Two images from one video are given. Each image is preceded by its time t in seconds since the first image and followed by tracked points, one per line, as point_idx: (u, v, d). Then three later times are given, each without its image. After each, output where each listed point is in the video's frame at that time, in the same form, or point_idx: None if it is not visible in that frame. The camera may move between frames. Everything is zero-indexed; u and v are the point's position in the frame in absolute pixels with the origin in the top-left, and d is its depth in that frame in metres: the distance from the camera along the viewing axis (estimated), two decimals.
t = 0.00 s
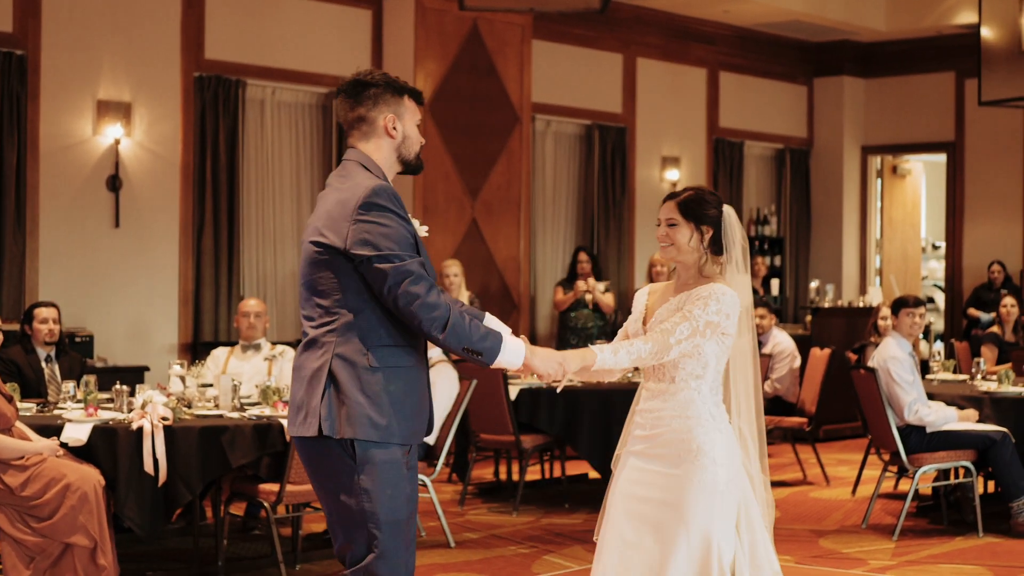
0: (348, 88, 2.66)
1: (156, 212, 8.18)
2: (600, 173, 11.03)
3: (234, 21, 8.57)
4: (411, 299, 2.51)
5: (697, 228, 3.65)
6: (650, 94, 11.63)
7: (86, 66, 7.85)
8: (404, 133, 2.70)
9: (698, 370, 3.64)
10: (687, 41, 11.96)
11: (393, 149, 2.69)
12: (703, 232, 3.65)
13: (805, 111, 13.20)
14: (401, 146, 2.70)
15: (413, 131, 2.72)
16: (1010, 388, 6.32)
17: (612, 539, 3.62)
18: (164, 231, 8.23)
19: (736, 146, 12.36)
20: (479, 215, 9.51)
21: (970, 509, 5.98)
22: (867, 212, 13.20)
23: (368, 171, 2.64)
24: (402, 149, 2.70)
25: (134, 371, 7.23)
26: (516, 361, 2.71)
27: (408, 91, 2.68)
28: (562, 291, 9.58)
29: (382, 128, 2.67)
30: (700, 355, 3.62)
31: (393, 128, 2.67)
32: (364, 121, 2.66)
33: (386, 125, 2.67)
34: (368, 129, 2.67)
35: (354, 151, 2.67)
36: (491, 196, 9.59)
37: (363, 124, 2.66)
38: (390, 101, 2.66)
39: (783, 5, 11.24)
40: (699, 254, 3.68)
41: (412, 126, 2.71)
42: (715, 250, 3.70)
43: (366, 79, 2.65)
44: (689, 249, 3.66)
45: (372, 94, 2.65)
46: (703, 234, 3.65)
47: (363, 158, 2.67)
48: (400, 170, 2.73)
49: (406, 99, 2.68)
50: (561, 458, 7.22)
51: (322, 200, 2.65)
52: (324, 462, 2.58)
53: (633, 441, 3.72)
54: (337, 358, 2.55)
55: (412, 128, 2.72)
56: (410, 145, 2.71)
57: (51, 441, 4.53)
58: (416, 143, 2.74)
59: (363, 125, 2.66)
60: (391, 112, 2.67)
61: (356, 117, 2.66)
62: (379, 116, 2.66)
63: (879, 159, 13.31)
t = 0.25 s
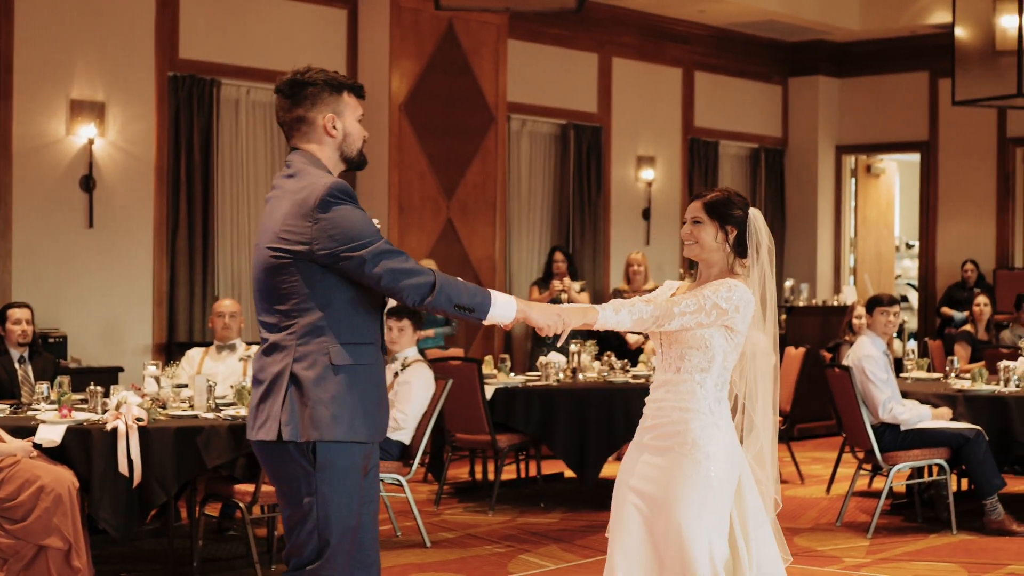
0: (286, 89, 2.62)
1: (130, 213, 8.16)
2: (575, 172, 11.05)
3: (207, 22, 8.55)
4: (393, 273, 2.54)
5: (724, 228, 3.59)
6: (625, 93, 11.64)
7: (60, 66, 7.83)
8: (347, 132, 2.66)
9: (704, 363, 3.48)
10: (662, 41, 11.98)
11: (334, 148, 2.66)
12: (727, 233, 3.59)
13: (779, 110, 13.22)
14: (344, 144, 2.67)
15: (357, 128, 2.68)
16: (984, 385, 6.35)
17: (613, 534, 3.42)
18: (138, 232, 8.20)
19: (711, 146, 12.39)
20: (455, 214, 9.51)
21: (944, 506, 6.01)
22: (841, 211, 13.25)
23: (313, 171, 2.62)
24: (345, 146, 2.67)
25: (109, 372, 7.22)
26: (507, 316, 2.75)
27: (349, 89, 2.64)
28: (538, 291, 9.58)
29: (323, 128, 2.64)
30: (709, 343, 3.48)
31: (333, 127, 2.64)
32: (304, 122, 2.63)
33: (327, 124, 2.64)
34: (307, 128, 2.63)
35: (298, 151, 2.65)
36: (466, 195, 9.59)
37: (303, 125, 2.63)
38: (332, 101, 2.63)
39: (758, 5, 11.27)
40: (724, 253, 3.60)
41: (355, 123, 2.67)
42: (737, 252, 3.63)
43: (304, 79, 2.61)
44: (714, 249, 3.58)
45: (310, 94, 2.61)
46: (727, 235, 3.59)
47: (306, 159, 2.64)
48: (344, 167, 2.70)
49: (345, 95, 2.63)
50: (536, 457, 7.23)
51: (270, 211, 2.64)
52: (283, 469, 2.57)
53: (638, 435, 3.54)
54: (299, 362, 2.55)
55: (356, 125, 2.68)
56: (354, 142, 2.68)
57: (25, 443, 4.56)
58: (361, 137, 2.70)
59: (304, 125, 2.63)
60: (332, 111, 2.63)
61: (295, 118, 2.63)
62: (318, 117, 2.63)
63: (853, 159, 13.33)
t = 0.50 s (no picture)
0: (235, 88, 2.54)
1: (86, 209, 8.10)
2: (533, 169, 11.04)
3: (164, 17, 8.51)
4: (355, 266, 2.46)
5: (685, 235, 3.60)
6: (583, 90, 11.64)
7: (16, 60, 7.77)
8: (302, 129, 2.58)
9: (648, 364, 3.46)
10: (620, 37, 11.99)
11: (289, 146, 2.58)
12: (688, 239, 3.61)
13: (736, 107, 13.26)
14: (299, 142, 2.59)
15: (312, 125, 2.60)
16: (941, 381, 6.39)
17: (548, 541, 3.38)
18: (94, 228, 8.15)
19: (668, 142, 12.40)
20: (412, 210, 9.48)
21: (901, 501, 6.04)
22: (798, 207, 13.29)
23: (268, 170, 2.53)
24: (301, 145, 2.59)
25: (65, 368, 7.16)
26: (471, 310, 2.71)
27: (302, 87, 2.56)
28: (496, 287, 9.57)
29: (277, 127, 2.56)
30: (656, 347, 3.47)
31: (287, 126, 2.56)
32: (256, 122, 2.54)
33: (281, 123, 2.56)
34: (260, 128, 2.55)
35: (251, 151, 2.57)
36: (424, 191, 9.56)
37: (255, 125, 2.55)
38: (285, 99, 2.54)
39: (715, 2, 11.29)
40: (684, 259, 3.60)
41: (309, 120, 2.59)
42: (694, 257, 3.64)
43: (254, 77, 2.52)
44: (674, 253, 3.58)
45: (262, 94, 2.53)
46: (688, 241, 3.61)
47: (260, 157, 2.56)
48: (299, 165, 2.62)
49: (296, 92, 2.55)
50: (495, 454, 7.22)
51: (222, 212, 2.55)
52: (226, 470, 2.46)
53: (573, 439, 3.49)
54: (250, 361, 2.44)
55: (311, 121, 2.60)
56: (309, 139, 2.60)
57: None
58: (316, 135, 2.62)
59: (256, 125, 2.55)
60: (286, 110, 2.55)
61: (248, 117, 2.55)
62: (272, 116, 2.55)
63: (809, 155, 13.39)
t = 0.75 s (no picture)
0: (234, 84, 2.41)
1: (63, 210, 8.07)
2: (510, 169, 11.05)
3: (139, 17, 8.47)
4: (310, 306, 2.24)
5: (596, 230, 3.53)
6: (558, 90, 11.65)
7: None
8: (298, 131, 2.47)
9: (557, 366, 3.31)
10: (595, 37, 12.01)
11: (284, 150, 2.46)
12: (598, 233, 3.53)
13: (711, 108, 13.28)
14: (294, 145, 2.47)
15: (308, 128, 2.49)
16: (919, 380, 6.41)
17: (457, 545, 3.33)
18: (71, 230, 8.12)
19: (644, 142, 12.43)
20: (389, 210, 9.47)
21: (880, 501, 6.06)
22: (774, 207, 13.33)
23: (268, 174, 2.39)
24: (296, 149, 2.48)
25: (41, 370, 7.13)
26: (428, 366, 2.45)
27: (300, 88, 2.45)
28: (473, 287, 9.57)
29: (273, 128, 2.43)
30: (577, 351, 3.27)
31: (284, 129, 2.44)
32: (253, 122, 2.42)
33: (278, 125, 2.44)
34: (256, 130, 2.43)
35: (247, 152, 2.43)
36: (401, 192, 9.55)
37: (251, 125, 2.42)
38: (283, 100, 2.43)
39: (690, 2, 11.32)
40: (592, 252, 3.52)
41: (304, 124, 2.48)
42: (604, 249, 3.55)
43: (253, 77, 2.40)
44: (584, 247, 3.50)
45: (263, 95, 2.41)
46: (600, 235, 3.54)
47: (255, 159, 2.43)
48: (291, 167, 2.51)
49: (295, 94, 2.44)
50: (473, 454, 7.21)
51: (211, 211, 2.37)
52: (205, 483, 2.32)
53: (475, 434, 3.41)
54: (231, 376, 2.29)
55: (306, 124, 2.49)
56: (303, 142, 2.48)
57: None
58: (309, 139, 2.51)
59: (252, 126, 2.42)
60: (282, 113, 2.43)
61: (244, 118, 2.42)
62: (271, 117, 2.43)
63: (785, 155, 13.43)
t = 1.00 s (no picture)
0: (264, 82, 2.28)
1: (61, 211, 8.07)
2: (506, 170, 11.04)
3: (135, 19, 8.45)
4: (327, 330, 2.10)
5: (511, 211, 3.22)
6: (554, 90, 11.64)
7: None
8: (322, 136, 2.33)
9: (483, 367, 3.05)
10: (591, 37, 12.00)
11: (309, 153, 2.33)
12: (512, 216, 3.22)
13: (707, 107, 13.27)
14: (318, 150, 2.33)
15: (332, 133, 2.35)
16: (920, 380, 6.40)
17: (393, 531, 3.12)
18: (69, 231, 8.11)
19: (640, 142, 12.42)
20: (386, 211, 9.46)
21: (882, 501, 6.05)
22: (770, 207, 13.33)
23: (295, 179, 2.26)
24: (321, 155, 2.34)
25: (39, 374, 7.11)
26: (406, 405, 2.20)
27: (330, 91, 2.31)
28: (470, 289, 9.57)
29: (300, 131, 2.30)
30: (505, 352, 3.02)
31: (311, 132, 2.31)
32: (280, 123, 2.29)
33: (305, 127, 2.30)
34: (283, 130, 2.29)
35: (269, 153, 2.30)
36: (398, 193, 9.54)
37: (279, 126, 2.29)
38: (312, 101, 2.29)
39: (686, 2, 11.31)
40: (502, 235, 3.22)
41: (329, 129, 2.34)
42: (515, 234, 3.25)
43: (285, 76, 2.27)
44: (495, 229, 3.21)
45: (292, 96, 2.28)
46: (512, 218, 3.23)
47: (280, 162, 2.29)
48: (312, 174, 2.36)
49: (326, 99, 2.31)
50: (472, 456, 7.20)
51: (231, 211, 2.22)
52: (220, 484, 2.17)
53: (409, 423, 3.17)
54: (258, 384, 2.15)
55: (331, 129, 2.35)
56: (326, 148, 2.34)
57: None
58: (332, 146, 2.38)
59: (279, 127, 2.29)
60: (309, 117, 2.30)
61: (272, 117, 2.29)
62: (298, 118, 2.30)
63: (781, 154, 13.42)
